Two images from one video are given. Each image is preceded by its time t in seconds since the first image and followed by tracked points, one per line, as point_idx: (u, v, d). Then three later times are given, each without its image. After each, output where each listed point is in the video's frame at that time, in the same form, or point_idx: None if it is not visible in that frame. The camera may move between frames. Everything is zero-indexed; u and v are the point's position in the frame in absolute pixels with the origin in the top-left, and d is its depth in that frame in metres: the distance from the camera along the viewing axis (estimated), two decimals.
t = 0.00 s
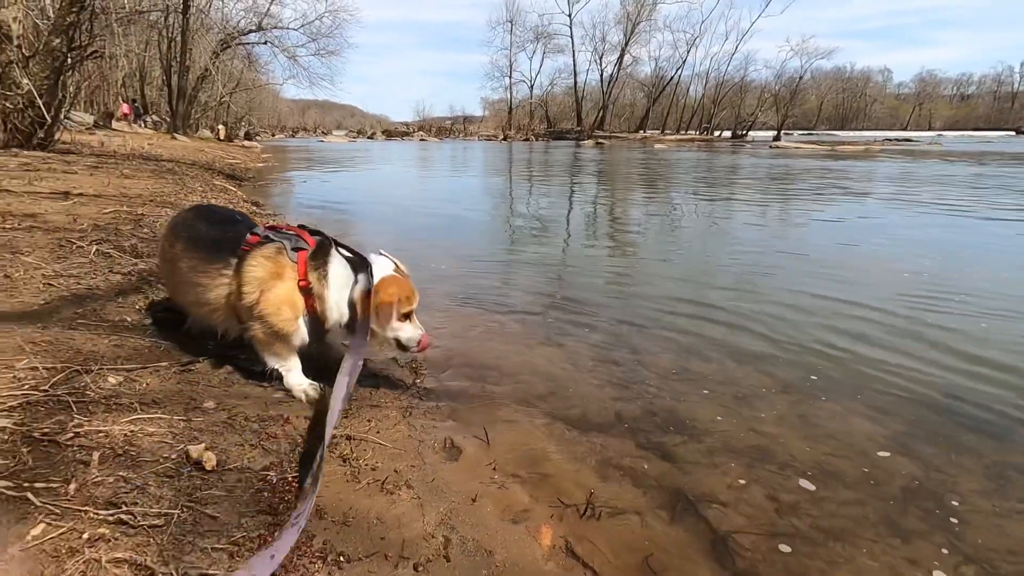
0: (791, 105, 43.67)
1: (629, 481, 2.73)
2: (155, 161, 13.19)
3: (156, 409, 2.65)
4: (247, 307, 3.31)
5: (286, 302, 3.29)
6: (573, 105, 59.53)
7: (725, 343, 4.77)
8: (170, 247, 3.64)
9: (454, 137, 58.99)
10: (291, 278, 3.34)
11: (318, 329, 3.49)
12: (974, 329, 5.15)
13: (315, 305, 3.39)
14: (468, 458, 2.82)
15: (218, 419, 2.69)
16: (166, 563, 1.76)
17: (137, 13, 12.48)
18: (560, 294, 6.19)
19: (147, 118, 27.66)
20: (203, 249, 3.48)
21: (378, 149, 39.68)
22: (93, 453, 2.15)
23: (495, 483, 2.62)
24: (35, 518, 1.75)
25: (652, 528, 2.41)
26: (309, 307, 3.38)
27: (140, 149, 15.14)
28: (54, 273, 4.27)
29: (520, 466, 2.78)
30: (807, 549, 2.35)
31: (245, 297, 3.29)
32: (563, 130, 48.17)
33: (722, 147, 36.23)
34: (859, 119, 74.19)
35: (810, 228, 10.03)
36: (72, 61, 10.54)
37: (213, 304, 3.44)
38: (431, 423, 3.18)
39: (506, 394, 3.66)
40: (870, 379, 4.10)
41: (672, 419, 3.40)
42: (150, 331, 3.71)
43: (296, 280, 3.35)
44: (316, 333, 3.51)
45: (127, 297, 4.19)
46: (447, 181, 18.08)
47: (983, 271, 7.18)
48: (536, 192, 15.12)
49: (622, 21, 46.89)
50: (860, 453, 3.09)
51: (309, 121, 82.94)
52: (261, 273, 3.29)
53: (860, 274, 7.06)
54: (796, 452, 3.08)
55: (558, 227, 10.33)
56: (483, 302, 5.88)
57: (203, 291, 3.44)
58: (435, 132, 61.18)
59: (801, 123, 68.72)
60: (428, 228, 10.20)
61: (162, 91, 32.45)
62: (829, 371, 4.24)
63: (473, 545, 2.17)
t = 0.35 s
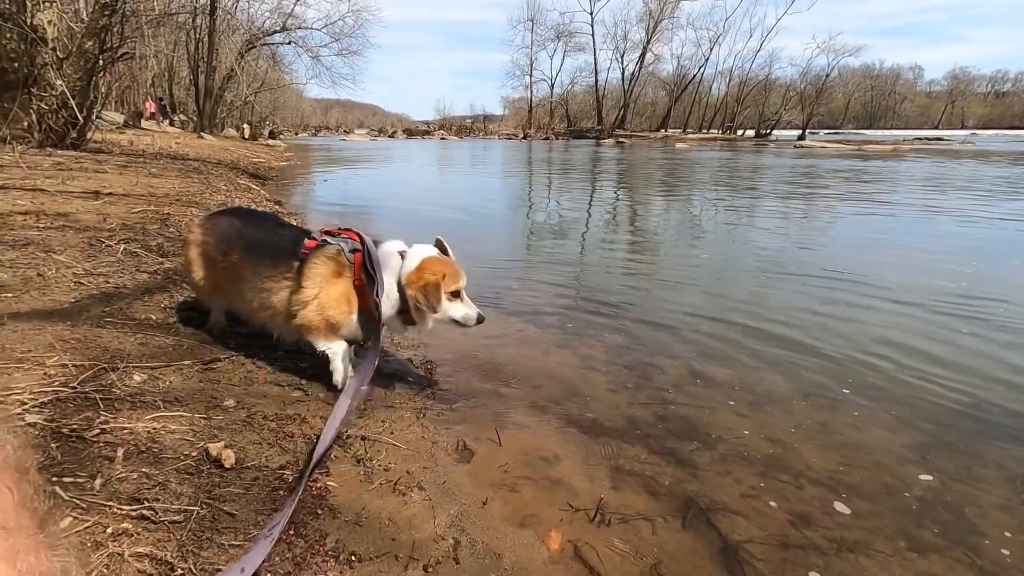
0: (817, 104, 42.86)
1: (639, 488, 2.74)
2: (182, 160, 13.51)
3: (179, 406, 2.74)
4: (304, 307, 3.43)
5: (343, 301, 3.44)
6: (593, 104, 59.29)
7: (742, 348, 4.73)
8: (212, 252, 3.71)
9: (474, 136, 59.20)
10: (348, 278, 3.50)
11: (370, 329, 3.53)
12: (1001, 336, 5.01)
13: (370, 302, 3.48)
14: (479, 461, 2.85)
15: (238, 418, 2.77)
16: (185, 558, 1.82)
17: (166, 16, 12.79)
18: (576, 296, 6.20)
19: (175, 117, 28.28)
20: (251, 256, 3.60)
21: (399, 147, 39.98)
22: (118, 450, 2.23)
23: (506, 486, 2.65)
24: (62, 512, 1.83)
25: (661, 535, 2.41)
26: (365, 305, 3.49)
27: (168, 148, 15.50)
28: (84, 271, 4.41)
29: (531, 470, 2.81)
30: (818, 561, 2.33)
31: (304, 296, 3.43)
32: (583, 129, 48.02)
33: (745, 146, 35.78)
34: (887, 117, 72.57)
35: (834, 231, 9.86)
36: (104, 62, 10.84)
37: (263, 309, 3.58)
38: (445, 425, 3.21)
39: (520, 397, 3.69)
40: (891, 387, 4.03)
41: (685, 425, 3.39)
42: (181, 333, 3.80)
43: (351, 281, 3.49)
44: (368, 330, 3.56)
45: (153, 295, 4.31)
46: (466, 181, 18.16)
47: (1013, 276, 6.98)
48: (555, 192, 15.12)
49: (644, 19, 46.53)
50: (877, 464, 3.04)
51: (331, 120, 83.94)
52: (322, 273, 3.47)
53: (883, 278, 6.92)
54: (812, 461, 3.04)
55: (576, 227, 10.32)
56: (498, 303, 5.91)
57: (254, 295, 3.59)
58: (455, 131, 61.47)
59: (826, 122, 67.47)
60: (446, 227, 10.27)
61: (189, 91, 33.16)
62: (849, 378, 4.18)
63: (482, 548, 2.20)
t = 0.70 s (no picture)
0: (841, 97, 41.94)
1: (663, 480, 2.71)
2: (204, 153, 13.70)
3: (207, 392, 2.78)
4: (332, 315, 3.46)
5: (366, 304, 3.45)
6: (611, 97, 58.78)
7: (765, 342, 4.65)
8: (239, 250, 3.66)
9: (490, 130, 59.12)
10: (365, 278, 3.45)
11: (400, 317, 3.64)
12: None
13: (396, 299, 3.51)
14: (502, 451, 2.85)
15: (264, 404, 2.80)
16: (216, 539, 1.84)
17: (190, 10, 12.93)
18: (596, 289, 6.16)
19: (197, 111, 28.65)
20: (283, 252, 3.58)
21: (417, 141, 40.05)
22: (150, 434, 2.27)
23: (529, 477, 2.65)
24: (97, 494, 1.87)
25: (687, 528, 2.39)
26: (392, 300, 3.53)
27: (191, 141, 15.71)
28: (113, 260, 4.49)
29: (555, 461, 2.80)
30: (848, 558, 2.29)
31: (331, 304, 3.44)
32: (600, 122, 47.64)
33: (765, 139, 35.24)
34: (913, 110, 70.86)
35: (858, 225, 9.67)
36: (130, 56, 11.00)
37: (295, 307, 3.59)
38: (466, 415, 3.22)
39: (541, 389, 3.68)
40: (920, 383, 3.94)
41: (709, 418, 3.36)
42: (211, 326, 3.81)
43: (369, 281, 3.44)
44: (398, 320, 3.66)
45: (180, 284, 4.38)
46: (483, 174, 18.16)
47: None
48: (572, 185, 15.05)
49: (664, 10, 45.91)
50: (906, 461, 2.98)
51: (350, 113, 84.49)
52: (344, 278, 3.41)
53: (910, 273, 6.78)
54: (840, 457, 2.99)
55: (595, 221, 10.25)
56: (518, 295, 5.89)
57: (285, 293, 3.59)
58: (472, 125, 61.47)
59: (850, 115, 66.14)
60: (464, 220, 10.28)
61: (211, 85, 33.54)
62: (877, 374, 4.09)
63: (506, 537, 2.20)
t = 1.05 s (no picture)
0: (862, 92, 41.21)
1: (675, 479, 2.70)
2: (222, 148, 13.85)
3: (223, 385, 2.82)
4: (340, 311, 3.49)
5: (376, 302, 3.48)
6: (626, 92, 58.33)
7: (780, 342, 4.60)
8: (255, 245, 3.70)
9: (505, 125, 59.01)
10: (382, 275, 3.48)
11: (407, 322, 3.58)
12: None
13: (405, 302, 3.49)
14: (514, 448, 2.86)
15: (278, 397, 2.83)
16: (230, 530, 1.87)
17: (208, 6, 13.06)
18: (609, 286, 6.14)
19: (214, 106, 28.98)
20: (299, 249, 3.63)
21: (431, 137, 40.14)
22: (167, 425, 2.31)
23: (540, 474, 2.65)
24: (116, 483, 1.91)
25: (698, 527, 2.37)
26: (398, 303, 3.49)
27: (208, 136, 15.89)
28: (132, 254, 4.55)
29: (566, 458, 2.80)
30: (862, 560, 2.26)
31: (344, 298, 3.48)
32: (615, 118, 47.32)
33: (783, 136, 34.77)
34: (936, 106, 69.37)
35: (878, 224, 9.51)
36: (149, 52, 11.14)
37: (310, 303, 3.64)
38: (478, 411, 3.23)
39: (554, 385, 3.67)
40: (940, 385, 3.87)
41: (722, 417, 3.33)
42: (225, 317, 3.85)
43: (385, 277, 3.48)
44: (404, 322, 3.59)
45: (198, 278, 4.44)
46: (497, 170, 18.16)
47: None
48: (586, 182, 14.99)
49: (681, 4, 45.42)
50: (925, 463, 2.93)
51: (365, 109, 84.86)
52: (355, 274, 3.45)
53: (931, 273, 6.65)
54: (856, 459, 2.95)
55: (609, 218, 10.20)
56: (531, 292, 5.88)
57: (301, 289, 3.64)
58: (487, 120, 61.40)
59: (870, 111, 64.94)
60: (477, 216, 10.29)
61: (228, 81, 33.88)
62: (895, 375, 4.03)
63: (517, 533, 2.20)
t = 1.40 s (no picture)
0: (884, 88, 40.34)
1: (696, 478, 2.67)
2: (240, 144, 14.00)
3: (245, 377, 2.85)
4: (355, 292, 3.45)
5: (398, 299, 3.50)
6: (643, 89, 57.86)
7: (801, 341, 4.53)
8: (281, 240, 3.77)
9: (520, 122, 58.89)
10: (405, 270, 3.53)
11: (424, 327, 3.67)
12: None
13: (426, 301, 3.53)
14: (533, 444, 2.85)
15: (299, 390, 2.85)
16: (254, 521, 1.88)
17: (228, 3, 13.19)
18: (626, 283, 6.10)
19: (232, 103, 29.31)
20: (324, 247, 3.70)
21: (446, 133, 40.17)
22: (192, 415, 2.34)
23: (558, 470, 2.64)
24: (143, 471, 1.93)
25: (720, 527, 2.35)
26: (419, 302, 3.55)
27: (228, 132, 16.07)
28: (155, 247, 4.62)
29: (585, 455, 2.79)
30: (888, 563, 2.23)
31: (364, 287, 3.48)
32: (632, 115, 46.98)
33: (802, 133, 34.27)
34: (961, 102, 67.87)
35: (901, 222, 9.34)
36: (171, 48, 11.28)
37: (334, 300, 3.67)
38: (496, 407, 3.22)
39: (571, 382, 3.66)
40: (966, 386, 3.79)
41: (743, 417, 3.29)
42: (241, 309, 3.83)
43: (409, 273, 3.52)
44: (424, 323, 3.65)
45: (218, 272, 4.50)
46: (513, 166, 18.15)
47: None
48: (602, 179, 14.91)
49: None
50: (952, 467, 2.87)
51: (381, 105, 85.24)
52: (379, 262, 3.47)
53: (956, 272, 6.51)
54: (881, 461, 2.90)
55: (626, 215, 10.12)
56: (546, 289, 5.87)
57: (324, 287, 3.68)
58: (502, 117, 61.33)
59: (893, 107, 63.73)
60: (493, 213, 10.29)
61: (247, 77, 34.23)
62: (922, 376, 3.94)
63: (537, 529, 2.20)
